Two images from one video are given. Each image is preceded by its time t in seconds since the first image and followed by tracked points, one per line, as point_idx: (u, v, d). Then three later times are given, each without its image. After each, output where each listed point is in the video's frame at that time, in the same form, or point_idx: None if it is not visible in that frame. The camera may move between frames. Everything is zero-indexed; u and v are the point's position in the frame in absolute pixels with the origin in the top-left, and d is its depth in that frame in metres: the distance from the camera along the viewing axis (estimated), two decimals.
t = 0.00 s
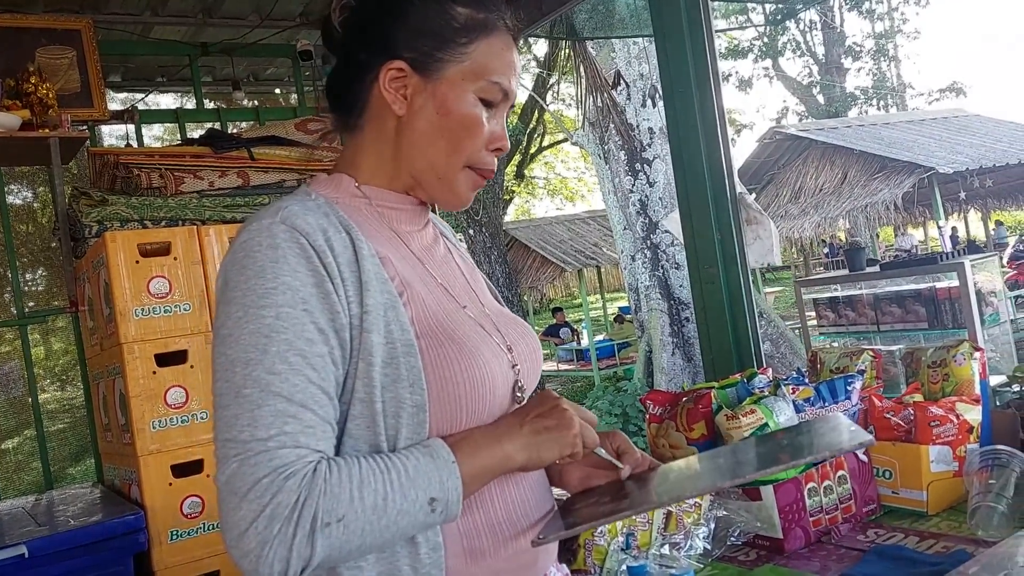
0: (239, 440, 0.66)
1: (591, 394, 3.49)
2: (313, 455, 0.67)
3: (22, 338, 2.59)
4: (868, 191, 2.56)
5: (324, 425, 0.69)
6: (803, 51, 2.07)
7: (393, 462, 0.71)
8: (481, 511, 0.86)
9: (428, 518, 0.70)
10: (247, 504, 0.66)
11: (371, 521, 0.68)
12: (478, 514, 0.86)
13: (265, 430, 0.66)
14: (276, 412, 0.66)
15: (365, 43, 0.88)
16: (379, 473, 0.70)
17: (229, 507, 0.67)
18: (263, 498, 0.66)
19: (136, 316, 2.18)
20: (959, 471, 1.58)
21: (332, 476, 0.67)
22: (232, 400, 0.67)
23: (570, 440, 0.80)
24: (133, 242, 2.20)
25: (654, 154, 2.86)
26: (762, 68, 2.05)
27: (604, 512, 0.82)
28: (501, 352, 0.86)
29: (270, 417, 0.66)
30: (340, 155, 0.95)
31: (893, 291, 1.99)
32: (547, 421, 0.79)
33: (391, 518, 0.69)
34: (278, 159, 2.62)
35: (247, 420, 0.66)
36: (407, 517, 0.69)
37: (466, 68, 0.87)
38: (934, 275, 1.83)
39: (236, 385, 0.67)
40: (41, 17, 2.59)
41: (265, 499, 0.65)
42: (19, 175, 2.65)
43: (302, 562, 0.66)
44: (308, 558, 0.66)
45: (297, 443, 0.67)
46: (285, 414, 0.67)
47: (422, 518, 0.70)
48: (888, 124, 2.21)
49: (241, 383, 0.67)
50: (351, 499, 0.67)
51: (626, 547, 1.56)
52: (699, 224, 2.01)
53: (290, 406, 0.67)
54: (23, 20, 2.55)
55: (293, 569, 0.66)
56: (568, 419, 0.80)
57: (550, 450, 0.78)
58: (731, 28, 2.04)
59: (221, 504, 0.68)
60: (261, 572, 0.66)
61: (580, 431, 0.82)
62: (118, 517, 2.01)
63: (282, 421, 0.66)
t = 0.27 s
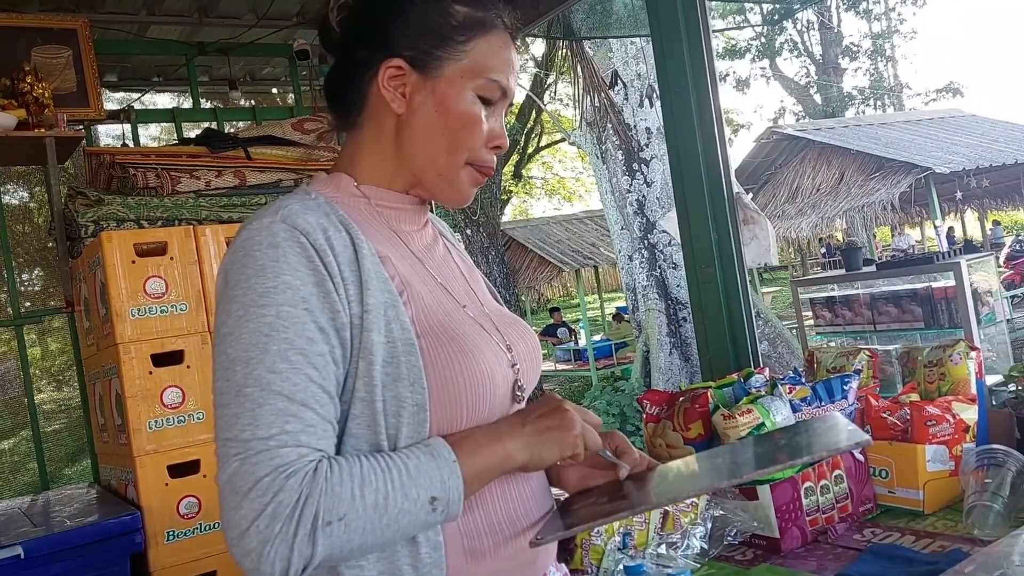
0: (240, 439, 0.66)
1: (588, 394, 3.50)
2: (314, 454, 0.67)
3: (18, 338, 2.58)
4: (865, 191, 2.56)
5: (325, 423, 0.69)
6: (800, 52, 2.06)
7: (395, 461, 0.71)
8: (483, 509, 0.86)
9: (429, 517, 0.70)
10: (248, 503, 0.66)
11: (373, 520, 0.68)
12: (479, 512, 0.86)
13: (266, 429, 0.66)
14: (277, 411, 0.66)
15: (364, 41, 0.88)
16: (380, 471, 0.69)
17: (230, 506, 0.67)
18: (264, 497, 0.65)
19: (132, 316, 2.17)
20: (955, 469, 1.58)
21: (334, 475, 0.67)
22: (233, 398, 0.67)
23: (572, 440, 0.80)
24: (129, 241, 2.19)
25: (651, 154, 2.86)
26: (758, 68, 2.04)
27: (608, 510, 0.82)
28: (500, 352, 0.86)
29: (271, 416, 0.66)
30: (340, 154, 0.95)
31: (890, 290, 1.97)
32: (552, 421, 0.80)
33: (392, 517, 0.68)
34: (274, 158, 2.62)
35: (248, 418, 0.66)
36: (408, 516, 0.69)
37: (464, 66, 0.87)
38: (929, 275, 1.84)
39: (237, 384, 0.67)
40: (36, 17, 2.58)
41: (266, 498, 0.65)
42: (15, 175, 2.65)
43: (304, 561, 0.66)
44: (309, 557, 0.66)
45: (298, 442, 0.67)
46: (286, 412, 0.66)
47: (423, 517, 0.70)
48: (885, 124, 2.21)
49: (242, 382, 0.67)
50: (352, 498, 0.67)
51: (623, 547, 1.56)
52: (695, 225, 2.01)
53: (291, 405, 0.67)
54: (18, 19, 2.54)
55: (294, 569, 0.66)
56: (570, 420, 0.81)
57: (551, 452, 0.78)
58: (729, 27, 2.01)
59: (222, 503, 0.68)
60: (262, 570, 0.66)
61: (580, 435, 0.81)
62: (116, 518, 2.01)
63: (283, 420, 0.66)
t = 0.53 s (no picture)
0: (239, 437, 0.66)
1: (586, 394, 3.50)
2: (313, 451, 0.67)
3: (16, 337, 2.58)
4: (864, 189, 2.55)
5: (324, 421, 0.69)
6: (798, 52, 2.11)
7: (394, 461, 0.71)
8: (482, 509, 0.86)
9: (427, 518, 0.70)
10: (246, 500, 0.66)
11: (371, 520, 0.67)
12: (479, 511, 0.85)
13: (266, 426, 0.66)
14: (277, 409, 0.66)
15: (364, 41, 0.88)
16: (380, 471, 0.69)
17: (229, 504, 0.67)
18: (263, 495, 0.65)
19: (130, 315, 2.17)
20: (953, 469, 1.58)
21: (334, 474, 0.67)
22: (232, 396, 0.67)
23: (564, 420, 0.79)
24: (128, 241, 2.19)
25: (650, 153, 2.81)
26: (756, 68, 2.07)
27: (613, 516, 0.82)
28: (499, 351, 0.85)
29: (271, 414, 0.66)
30: (338, 154, 0.94)
31: (889, 289, 1.97)
32: (541, 410, 0.78)
33: (390, 517, 0.68)
34: (271, 158, 2.62)
35: (247, 416, 0.66)
36: (406, 517, 0.69)
37: (464, 65, 0.87)
38: (927, 275, 1.86)
39: (236, 382, 0.67)
40: (35, 16, 2.58)
41: (266, 495, 0.65)
42: (12, 174, 2.65)
43: (302, 559, 0.66)
44: (307, 555, 0.66)
45: (298, 439, 0.66)
46: (285, 410, 0.66)
47: (422, 518, 0.70)
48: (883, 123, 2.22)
49: (241, 380, 0.67)
50: (351, 497, 0.67)
51: (622, 546, 1.53)
52: (693, 224, 2.01)
53: (290, 402, 0.67)
54: (16, 18, 2.54)
55: (292, 567, 0.66)
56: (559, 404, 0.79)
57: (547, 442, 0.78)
58: (727, 27, 2.11)
59: (220, 501, 0.68)
60: (260, 568, 0.66)
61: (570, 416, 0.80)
62: (114, 517, 2.00)
63: (283, 417, 0.66)
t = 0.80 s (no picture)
0: (231, 436, 0.66)
1: (585, 394, 3.50)
2: (305, 449, 0.67)
3: (15, 337, 2.57)
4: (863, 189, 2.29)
5: (316, 421, 0.69)
6: (797, 50, 2.09)
7: (387, 459, 0.70)
8: (478, 506, 0.86)
9: (421, 516, 0.70)
10: (238, 499, 0.66)
11: (364, 518, 0.67)
12: (473, 510, 0.85)
13: (257, 425, 0.66)
14: (268, 408, 0.66)
15: (358, 40, 0.88)
16: (372, 469, 0.69)
17: (222, 502, 0.67)
18: (254, 493, 0.65)
19: (130, 314, 2.17)
20: (953, 468, 1.58)
21: (326, 472, 0.67)
22: (224, 396, 0.67)
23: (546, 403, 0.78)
24: (127, 240, 2.19)
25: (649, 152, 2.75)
26: (756, 67, 2.12)
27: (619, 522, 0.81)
28: (492, 349, 0.85)
29: (262, 413, 0.66)
30: (333, 155, 0.94)
31: (889, 289, 2.00)
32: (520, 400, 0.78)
33: (383, 515, 0.68)
34: (271, 157, 2.63)
35: (238, 415, 0.66)
36: (399, 514, 0.69)
37: (455, 64, 0.87)
38: (928, 275, 1.89)
39: (228, 381, 0.67)
40: (34, 15, 2.58)
41: (258, 493, 0.65)
42: (12, 173, 2.65)
43: (295, 557, 0.66)
44: (300, 553, 0.66)
45: (289, 438, 0.66)
46: (277, 409, 0.66)
47: (415, 516, 0.70)
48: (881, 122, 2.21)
49: (233, 379, 0.67)
50: (344, 495, 0.67)
51: (622, 545, 1.54)
52: (693, 222, 2.01)
53: (282, 402, 0.67)
54: (15, 18, 2.54)
55: (284, 565, 0.66)
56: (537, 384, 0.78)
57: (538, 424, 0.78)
58: (725, 26, 2.12)
59: (214, 500, 0.68)
60: (252, 567, 0.66)
61: (550, 395, 0.79)
62: (113, 517, 2.00)
63: (274, 416, 0.66)
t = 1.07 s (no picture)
0: (220, 433, 0.66)
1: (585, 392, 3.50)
2: (293, 448, 0.67)
3: (14, 335, 2.57)
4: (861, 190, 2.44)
5: (306, 418, 0.69)
6: (796, 49, 2.10)
7: (377, 455, 0.70)
8: (472, 501, 0.85)
9: (412, 511, 0.70)
10: (227, 496, 0.66)
11: (354, 514, 0.67)
12: (468, 504, 0.85)
13: (247, 423, 0.66)
14: (257, 405, 0.66)
15: (351, 39, 0.87)
16: (361, 465, 0.69)
17: (211, 500, 0.67)
18: (243, 491, 0.65)
19: (130, 313, 2.17)
20: (953, 466, 1.59)
21: (314, 469, 0.67)
22: (213, 393, 0.67)
23: (553, 419, 0.79)
24: (127, 239, 2.19)
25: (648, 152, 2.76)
26: (755, 66, 2.10)
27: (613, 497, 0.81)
28: (486, 347, 0.85)
29: (251, 410, 0.66)
30: (327, 153, 0.94)
31: (888, 287, 2.01)
32: (529, 403, 0.79)
33: (374, 510, 0.68)
34: (271, 156, 2.62)
35: (227, 413, 0.66)
36: (390, 510, 0.69)
37: (448, 64, 0.86)
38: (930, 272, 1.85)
39: (217, 378, 0.67)
40: (34, 14, 2.58)
41: (246, 491, 0.65)
42: (11, 172, 2.65)
43: (285, 554, 0.65)
44: (290, 550, 0.66)
45: (278, 436, 0.66)
46: (265, 406, 0.66)
47: (406, 511, 0.69)
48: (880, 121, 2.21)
49: (222, 376, 0.67)
50: (333, 491, 0.67)
51: (622, 543, 1.55)
52: (693, 221, 2.01)
53: (271, 399, 0.66)
54: (15, 16, 2.54)
55: (275, 562, 0.65)
56: (548, 397, 0.79)
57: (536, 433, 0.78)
58: (724, 25, 2.12)
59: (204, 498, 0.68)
60: (242, 564, 0.66)
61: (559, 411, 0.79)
62: (113, 515, 2.00)
63: (263, 413, 0.66)
